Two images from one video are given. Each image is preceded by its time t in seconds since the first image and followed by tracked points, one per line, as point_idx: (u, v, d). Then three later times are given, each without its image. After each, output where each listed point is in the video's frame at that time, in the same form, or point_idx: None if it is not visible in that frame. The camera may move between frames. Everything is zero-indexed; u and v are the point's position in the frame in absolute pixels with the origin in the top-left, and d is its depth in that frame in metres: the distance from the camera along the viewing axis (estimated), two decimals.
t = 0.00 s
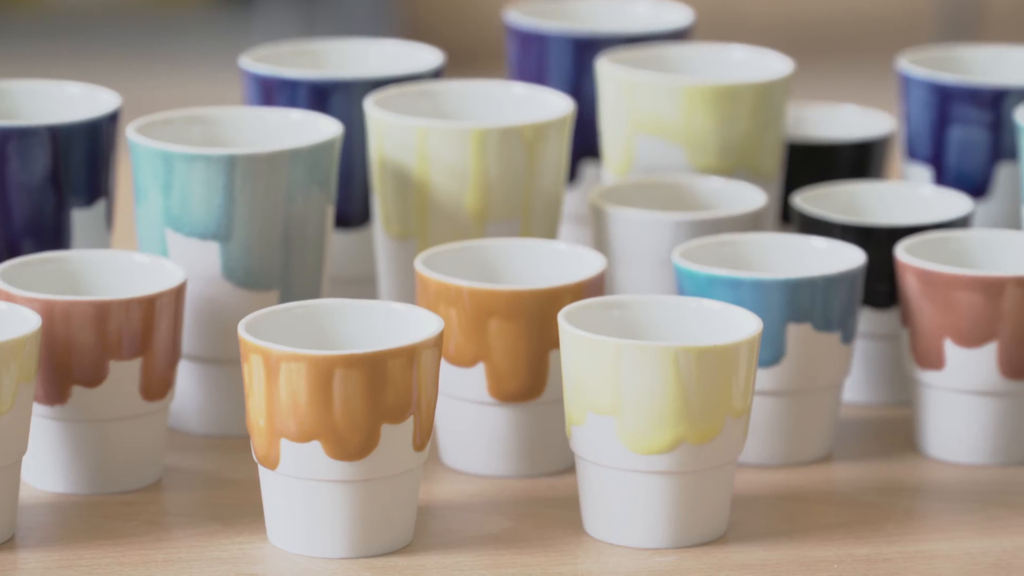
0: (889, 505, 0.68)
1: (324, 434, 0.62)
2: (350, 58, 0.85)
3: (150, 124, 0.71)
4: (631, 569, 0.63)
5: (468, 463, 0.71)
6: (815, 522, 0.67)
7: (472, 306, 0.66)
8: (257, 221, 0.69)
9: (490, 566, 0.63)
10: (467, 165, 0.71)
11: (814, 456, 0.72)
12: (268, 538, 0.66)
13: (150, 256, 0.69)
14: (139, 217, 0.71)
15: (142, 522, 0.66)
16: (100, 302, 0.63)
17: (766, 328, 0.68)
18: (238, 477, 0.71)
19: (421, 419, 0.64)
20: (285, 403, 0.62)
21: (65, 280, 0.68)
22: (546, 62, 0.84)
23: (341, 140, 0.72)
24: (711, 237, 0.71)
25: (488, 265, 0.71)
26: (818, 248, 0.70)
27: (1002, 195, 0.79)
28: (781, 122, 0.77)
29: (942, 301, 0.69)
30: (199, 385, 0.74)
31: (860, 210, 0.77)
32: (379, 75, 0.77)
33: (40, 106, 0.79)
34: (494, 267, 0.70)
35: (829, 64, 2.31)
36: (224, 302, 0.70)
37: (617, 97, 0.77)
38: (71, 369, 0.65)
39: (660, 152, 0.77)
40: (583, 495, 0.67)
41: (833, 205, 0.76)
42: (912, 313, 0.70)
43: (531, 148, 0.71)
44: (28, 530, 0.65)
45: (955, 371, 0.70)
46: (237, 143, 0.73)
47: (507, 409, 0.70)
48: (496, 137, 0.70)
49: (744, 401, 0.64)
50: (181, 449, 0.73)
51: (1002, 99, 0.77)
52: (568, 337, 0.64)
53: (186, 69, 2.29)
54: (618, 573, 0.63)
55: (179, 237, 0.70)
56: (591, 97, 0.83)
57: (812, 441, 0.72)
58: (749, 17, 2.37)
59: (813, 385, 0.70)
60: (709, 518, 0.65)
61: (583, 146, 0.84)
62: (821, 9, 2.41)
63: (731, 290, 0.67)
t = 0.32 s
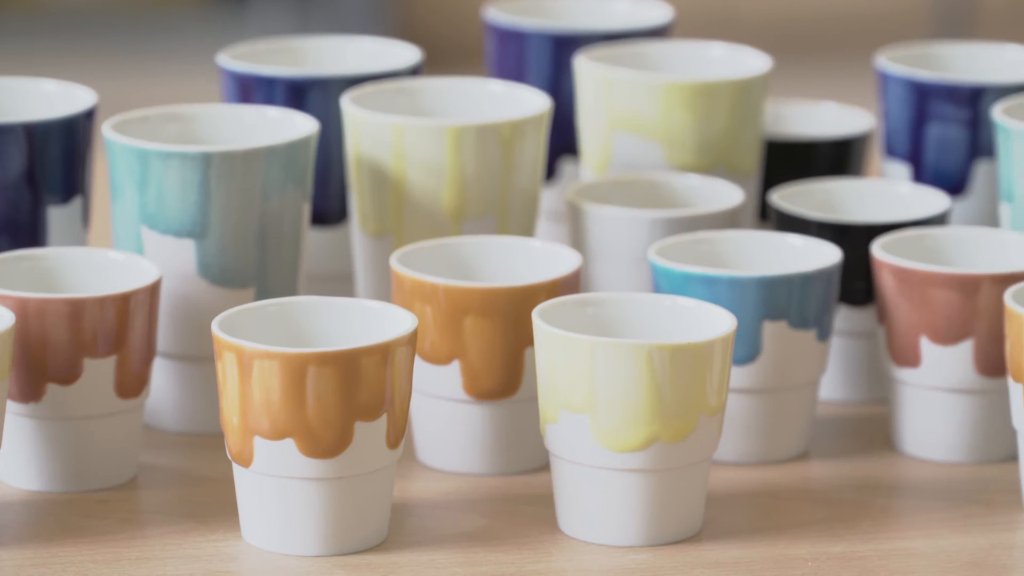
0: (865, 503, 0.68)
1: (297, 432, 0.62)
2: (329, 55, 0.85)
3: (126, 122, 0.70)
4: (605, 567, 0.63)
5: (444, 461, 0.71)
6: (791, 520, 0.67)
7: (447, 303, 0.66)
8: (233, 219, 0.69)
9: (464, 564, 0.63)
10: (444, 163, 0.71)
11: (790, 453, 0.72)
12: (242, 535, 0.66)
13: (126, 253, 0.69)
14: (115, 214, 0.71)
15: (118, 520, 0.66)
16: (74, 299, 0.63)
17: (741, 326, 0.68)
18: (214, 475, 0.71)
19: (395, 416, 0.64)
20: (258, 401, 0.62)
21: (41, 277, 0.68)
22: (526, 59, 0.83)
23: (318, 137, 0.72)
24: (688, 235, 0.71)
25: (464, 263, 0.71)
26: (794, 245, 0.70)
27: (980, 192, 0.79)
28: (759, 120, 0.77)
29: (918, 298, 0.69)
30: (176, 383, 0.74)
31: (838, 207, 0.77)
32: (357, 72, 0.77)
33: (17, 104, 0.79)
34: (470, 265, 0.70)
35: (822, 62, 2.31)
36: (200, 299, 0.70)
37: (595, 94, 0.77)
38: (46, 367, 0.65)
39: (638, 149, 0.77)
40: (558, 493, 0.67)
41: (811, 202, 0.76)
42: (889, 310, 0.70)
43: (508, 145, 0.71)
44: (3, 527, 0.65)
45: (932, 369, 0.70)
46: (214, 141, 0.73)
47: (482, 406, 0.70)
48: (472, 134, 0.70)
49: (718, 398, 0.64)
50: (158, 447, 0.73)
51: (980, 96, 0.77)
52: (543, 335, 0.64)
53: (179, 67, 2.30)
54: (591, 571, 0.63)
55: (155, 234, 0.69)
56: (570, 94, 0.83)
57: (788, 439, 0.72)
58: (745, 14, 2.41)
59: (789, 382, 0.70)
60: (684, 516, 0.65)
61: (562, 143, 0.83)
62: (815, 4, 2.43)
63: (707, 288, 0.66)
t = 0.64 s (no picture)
0: (843, 502, 0.68)
1: (273, 431, 0.62)
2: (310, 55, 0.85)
3: (105, 121, 0.70)
4: (581, 567, 0.63)
5: (421, 460, 0.71)
6: (768, 519, 0.67)
7: (424, 302, 0.66)
8: (211, 218, 0.69)
9: (440, 564, 0.63)
10: (423, 162, 0.70)
11: (769, 453, 0.72)
12: (218, 535, 0.66)
13: (104, 252, 0.69)
14: (93, 213, 0.71)
15: (95, 520, 0.66)
16: (52, 298, 0.63)
17: (719, 325, 0.68)
18: (191, 474, 0.71)
19: (371, 416, 0.64)
20: (234, 400, 0.62)
21: (19, 277, 0.68)
22: (507, 59, 0.83)
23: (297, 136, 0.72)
24: (667, 234, 0.71)
25: (442, 262, 0.71)
26: (773, 244, 0.70)
27: (960, 192, 0.79)
28: (739, 119, 0.77)
29: (897, 297, 0.69)
30: (154, 382, 0.74)
31: (819, 206, 0.77)
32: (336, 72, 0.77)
33: None
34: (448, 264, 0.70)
35: (817, 61, 2.31)
36: (178, 298, 0.70)
37: (576, 93, 0.77)
38: (23, 366, 0.64)
39: (618, 148, 0.77)
40: (535, 493, 0.67)
41: (790, 201, 0.76)
42: (867, 309, 0.70)
43: (487, 145, 0.71)
44: None
45: (910, 369, 0.70)
46: (193, 140, 0.73)
47: (460, 406, 0.69)
48: (451, 134, 0.70)
49: (695, 398, 0.64)
50: (136, 447, 0.73)
51: (960, 95, 0.77)
52: (519, 334, 0.64)
53: (173, 66, 2.30)
54: (567, 570, 0.63)
55: (133, 233, 0.69)
56: (551, 93, 0.83)
57: (767, 438, 0.72)
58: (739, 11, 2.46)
59: (767, 382, 0.70)
60: (660, 516, 0.65)
61: (543, 143, 0.83)
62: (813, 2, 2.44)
63: (684, 287, 0.66)
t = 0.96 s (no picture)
0: (822, 504, 0.68)
1: (250, 432, 0.62)
2: (293, 56, 0.85)
3: (85, 122, 0.70)
4: (558, 569, 0.63)
5: (399, 461, 0.71)
6: (747, 521, 0.66)
7: (403, 303, 0.66)
8: (190, 219, 0.69)
9: (418, 565, 0.63)
10: (403, 163, 0.70)
11: (749, 455, 0.72)
12: (196, 536, 0.66)
13: (83, 253, 0.69)
14: (73, 215, 0.71)
15: (73, 521, 0.66)
16: (30, 299, 0.63)
17: (697, 327, 0.68)
18: (170, 476, 0.71)
19: (349, 417, 0.64)
20: (211, 401, 0.62)
21: None
22: (489, 60, 0.83)
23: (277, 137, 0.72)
24: (646, 235, 0.70)
25: (421, 263, 0.71)
26: (753, 245, 0.70)
27: (942, 193, 0.78)
28: (721, 120, 0.77)
29: (876, 299, 0.69)
30: (133, 384, 0.74)
31: (799, 207, 0.77)
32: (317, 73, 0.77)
33: None
34: (428, 265, 0.70)
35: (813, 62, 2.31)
36: (157, 300, 0.70)
37: (557, 94, 0.77)
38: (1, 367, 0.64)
39: (599, 150, 0.77)
40: (513, 495, 0.67)
41: (771, 202, 0.76)
42: (846, 311, 0.70)
43: (467, 146, 0.71)
44: None
45: (890, 370, 0.70)
46: (173, 141, 0.73)
47: (438, 407, 0.69)
48: (431, 135, 0.70)
49: (673, 399, 0.64)
50: (116, 449, 0.73)
51: (941, 96, 0.77)
52: (497, 335, 0.64)
53: (167, 67, 2.30)
54: (545, 572, 0.63)
55: (111, 234, 0.69)
56: (533, 94, 0.83)
57: (747, 439, 0.72)
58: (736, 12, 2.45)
59: (746, 383, 0.70)
60: (638, 517, 0.65)
61: (525, 144, 0.83)
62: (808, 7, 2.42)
63: (663, 288, 0.66)
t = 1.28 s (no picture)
0: (800, 507, 0.68)
1: (226, 435, 0.62)
2: (273, 60, 0.85)
3: (64, 125, 0.70)
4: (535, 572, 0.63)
5: (377, 464, 0.71)
6: (724, 525, 0.66)
7: (381, 307, 0.66)
8: (169, 222, 0.69)
9: (395, 568, 0.63)
10: (382, 167, 0.70)
11: (727, 458, 0.72)
12: (173, 539, 0.66)
13: (62, 257, 0.69)
14: (52, 218, 0.71)
15: (50, 524, 0.66)
16: (7, 303, 0.63)
17: (676, 330, 0.68)
18: (148, 479, 0.71)
19: (326, 420, 0.64)
20: (187, 404, 0.62)
21: None
22: (470, 63, 0.83)
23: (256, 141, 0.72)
24: (626, 238, 0.70)
25: (400, 266, 0.71)
26: (731, 248, 0.70)
27: (922, 196, 0.78)
28: (701, 123, 0.77)
29: (854, 302, 0.69)
30: (112, 387, 0.74)
31: (779, 210, 0.77)
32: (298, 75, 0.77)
33: None
34: (406, 268, 0.70)
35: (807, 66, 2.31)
36: (135, 302, 0.70)
37: (538, 98, 0.77)
38: None
39: (580, 153, 0.76)
40: (490, 498, 0.67)
41: (751, 206, 0.76)
42: (825, 314, 0.70)
43: (446, 149, 0.71)
44: None
45: (869, 374, 0.70)
46: (152, 144, 0.73)
47: (416, 411, 0.69)
48: (410, 138, 0.70)
49: (650, 402, 0.64)
50: (94, 452, 0.73)
51: (922, 99, 0.77)
52: (473, 339, 0.64)
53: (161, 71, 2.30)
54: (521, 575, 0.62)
55: (90, 237, 0.69)
56: (514, 97, 0.83)
57: (726, 442, 0.72)
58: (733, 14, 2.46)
59: (725, 386, 0.70)
60: (615, 521, 0.65)
61: (506, 147, 0.83)
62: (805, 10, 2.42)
63: (641, 292, 0.66)
